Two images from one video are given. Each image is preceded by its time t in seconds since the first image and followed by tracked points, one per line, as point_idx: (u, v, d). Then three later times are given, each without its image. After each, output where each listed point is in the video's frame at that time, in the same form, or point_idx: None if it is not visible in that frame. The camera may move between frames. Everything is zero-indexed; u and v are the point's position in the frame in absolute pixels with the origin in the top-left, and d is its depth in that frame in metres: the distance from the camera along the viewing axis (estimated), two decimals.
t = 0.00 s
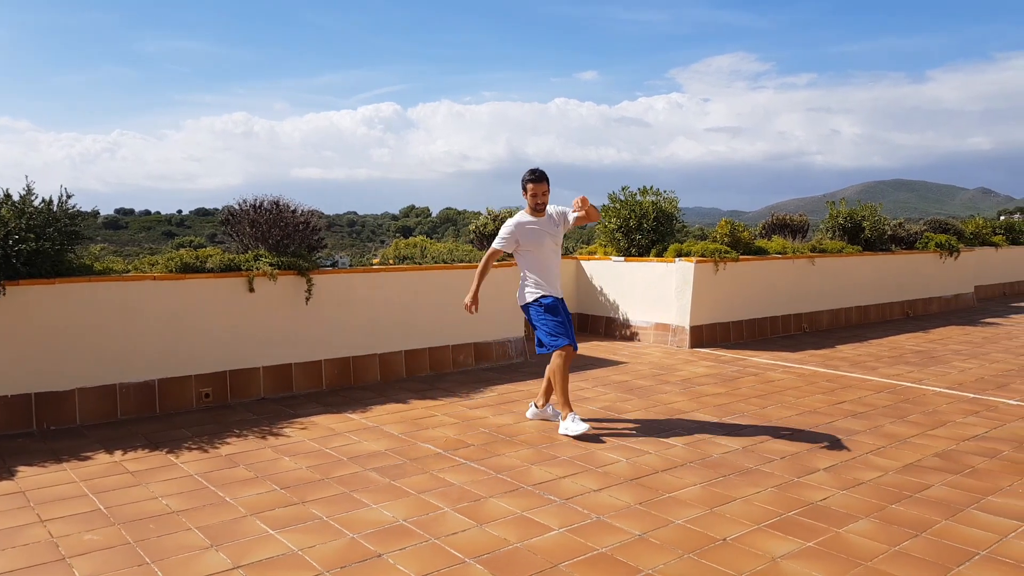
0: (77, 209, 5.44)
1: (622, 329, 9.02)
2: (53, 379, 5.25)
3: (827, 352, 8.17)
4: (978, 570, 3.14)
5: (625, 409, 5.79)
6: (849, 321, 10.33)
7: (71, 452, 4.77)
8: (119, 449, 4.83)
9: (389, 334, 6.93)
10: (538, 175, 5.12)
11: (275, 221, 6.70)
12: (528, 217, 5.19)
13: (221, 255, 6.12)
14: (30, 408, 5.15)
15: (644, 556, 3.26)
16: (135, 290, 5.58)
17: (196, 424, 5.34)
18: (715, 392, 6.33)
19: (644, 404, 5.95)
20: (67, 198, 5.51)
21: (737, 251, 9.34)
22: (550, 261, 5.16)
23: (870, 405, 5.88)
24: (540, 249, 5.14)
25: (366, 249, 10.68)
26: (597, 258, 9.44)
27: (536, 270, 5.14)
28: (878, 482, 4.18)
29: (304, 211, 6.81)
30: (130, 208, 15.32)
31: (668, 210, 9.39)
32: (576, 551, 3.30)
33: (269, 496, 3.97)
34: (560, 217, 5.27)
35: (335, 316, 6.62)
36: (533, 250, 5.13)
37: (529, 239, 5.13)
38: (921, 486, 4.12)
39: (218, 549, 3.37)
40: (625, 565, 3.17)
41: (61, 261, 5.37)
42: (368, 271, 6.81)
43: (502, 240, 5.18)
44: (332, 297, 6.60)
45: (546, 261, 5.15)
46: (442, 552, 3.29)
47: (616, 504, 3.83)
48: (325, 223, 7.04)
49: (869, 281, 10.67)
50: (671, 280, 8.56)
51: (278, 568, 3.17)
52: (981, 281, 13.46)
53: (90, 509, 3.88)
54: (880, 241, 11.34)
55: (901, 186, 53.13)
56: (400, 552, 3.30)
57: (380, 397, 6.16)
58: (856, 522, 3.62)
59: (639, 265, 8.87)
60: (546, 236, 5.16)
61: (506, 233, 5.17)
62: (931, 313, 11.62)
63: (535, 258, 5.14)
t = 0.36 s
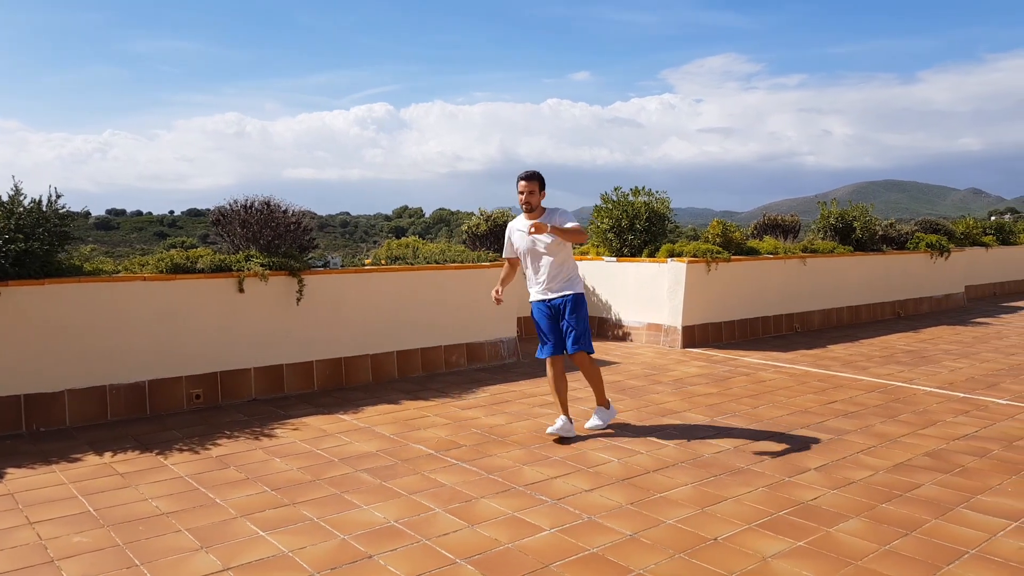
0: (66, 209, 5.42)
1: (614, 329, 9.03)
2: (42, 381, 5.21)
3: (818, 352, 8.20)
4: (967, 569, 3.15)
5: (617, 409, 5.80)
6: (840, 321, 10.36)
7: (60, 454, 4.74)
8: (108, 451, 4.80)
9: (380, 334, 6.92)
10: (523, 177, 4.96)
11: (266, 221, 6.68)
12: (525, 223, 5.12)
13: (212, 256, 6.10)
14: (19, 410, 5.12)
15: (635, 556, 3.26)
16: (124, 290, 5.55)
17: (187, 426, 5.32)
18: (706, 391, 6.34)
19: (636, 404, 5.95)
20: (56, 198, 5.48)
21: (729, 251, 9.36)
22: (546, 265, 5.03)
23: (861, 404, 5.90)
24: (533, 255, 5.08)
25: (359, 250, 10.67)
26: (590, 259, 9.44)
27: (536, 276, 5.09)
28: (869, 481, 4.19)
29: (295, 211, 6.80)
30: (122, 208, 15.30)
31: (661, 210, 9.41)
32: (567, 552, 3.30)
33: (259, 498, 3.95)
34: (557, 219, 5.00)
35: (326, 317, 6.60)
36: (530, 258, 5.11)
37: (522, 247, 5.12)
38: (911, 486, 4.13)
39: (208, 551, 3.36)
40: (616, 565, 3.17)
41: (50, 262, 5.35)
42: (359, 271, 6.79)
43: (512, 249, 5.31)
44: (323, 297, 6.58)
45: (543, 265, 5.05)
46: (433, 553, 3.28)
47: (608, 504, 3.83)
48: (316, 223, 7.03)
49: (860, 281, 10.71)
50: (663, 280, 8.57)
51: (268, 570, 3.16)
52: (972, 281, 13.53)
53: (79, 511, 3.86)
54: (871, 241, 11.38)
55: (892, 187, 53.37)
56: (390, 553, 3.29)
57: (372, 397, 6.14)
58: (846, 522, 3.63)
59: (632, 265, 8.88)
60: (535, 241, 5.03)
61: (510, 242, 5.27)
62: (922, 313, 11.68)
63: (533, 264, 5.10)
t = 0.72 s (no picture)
0: (57, 208, 5.37)
1: (609, 329, 9.01)
2: (32, 382, 5.16)
3: (813, 352, 8.20)
4: (964, 570, 3.14)
5: (612, 409, 5.77)
6: (834, 320, 10.36)
7: (50, 455, 4.69)
8: (99, 452, 4.76)
9: (374, 334, 6.89)
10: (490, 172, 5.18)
11: (259, 221, 6.64)
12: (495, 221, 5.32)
13: (204, 255, 6.07)
14: (9, 411, 5.07)
15: (630, 557, 3.24)
16: (116, 290, 5.51)
17: (179, 427, 5.28)
18: (701, 391, 6.32)
19: (631, 404, 5.93)
20: (47, 198, 5.44)
21: (723, 251, 9.36)
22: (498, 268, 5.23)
23: (857, 404, 5.89)
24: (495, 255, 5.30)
25: (353, 250, 10.64)
26: (584, 259, 9.42)
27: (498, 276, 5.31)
28: (865, 482, 4.18)
29: (288, 211, 6.75)
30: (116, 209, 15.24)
31: (655, 211, 9.40)
32: (562, 553, 3.27)
33: (252, 499, 3.92)
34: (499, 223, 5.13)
35: (320, 317, 6.56)
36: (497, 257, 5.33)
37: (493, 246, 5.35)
38: (907, 486, 4.12)
39: (199, 553, 3.32)
40: (612, 567, 3.14)
41: (41, 261, 5.30)
42: (353, 271, 6.76)
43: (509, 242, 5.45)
44: (317, 298, 6.55)
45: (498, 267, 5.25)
46: (427, 555, 3.26)
47: (603, 505, 3.81)
48: (309, 223, 6.99)
49: (854, 280, 10.71)
50: (658, 280, 8.56)
51: (260, 572, 3.12)
52: (965, 281, 13.56)
53: (69, 513, 3.81)
54: (866, 240, 11.39)
55: (886, 187, 53.54)
56: (384, 554, 3.26)
57: (366, 398, 6.11)
58: (842, 522, 3.62)
59: (626, 265, 8.86)
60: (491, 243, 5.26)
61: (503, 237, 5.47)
62: (916, 313, 11.69)
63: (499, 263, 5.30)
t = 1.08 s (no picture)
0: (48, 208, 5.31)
1: (606, 329, 8.95)
2: (22, 384, 5.09)
3: (811, 353, 8.15)
4: None
5: (610, 411, 5.71)
6: (832, 321, 10.32)
7: (40, 458, 4.62)
8: (90, 455, 4.68)
9: (370, 335, 6.82)
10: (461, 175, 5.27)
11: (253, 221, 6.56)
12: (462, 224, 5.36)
13: (197, 256, 5.99)
14: None
15: (630, 563, 3.18)
16: (108, 291, 5.43)
17: (172, 429, 5.21)
18: (700, 393, 6.26)
19: (629, 406, 5.87)
20: (38, 197, 5.36)
21: (721, 252, 9.30)
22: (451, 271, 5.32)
23: (857, 406, 5.84)
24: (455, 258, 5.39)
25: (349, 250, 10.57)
26: (581, 259, 9.37)
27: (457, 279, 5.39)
28: (866, 485, 4.13)
29: (282, 211, 6.67)
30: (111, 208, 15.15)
31: (653, 211, 9.35)
32: (561, 559, 3.21)
33: (244, 504, 3.85)
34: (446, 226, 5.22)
35: (315, 318, 6.49)
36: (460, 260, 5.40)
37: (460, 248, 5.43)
38: (910, 489, 4.07)
39: (190, 559, 3.25)
40: (611, 574, 3.09)
41: (32, 262, 5.23)
42: (348, 272, 6.69)
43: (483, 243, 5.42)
44: (312, 298, 6.48)
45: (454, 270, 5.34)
46: (423, 561, 3.19)
47: (602, 509, 3.75)
48: (304, 223, 6.91)
49: (852, 281, 10.67)
50: (656, 280, 8.50)
51: None
52: (963, 281, 13.53)
53: (58, 518, 3.74)
54: (863, 241, 11.35)
55: (882, 187, 53.60)
56: (379, 561, 3.20)
57: (361, 400, 6.05)
58: (845, 527, 3.56)
59: (624, 265, 8.81)
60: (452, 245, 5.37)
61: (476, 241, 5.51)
62: (914, 314, 11.65)
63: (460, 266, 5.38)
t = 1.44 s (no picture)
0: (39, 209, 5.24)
1: (604, 331, 8.89)
2: (12, 389, 5.01)
3: (811, 355, 8.08)
4: None
5: (608, 414, 5.65)
6: (832, 322, 10.25)
7: (29, 464, 4.54)
8: (81, 460, 4.61)
9: (366, 337, 6.75)
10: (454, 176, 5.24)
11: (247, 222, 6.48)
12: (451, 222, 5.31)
13: (191, 258, 5.91)
14: None
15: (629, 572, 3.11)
16: (99, 294, 5.35)
17: (164, 433, 5.13)
18: (699, 396, 6.20)
19: (627, 409, 5.80)
20: (28, 198, 5.28)
21: (720, 253, 9.24)
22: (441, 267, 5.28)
23: (857, 409, 5.77)
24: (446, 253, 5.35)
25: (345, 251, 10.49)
26: (579, 260, 9.30)
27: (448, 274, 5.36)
28: (869, 491, 4.06)
29: (277, 212, 6.59)
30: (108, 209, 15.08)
31: (652, 211, 9.27)
32: (558, 568, 3.14)
33: (236, 511, 3.78)
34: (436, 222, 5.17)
35: (310, 321, 6.42)
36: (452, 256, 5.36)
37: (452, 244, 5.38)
38: (913, 495, 4.01)
39: (179, 569, 3.18)
40: None
41: (22, 263, 5.16)
42: (343, 274, 6.62)
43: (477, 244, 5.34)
44: (306, 301, 6.40)
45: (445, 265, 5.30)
46: (417, 571, 3.12)
47: (600, 516, 3.68)
48: (300, 224, 6.82)
49: (852, 282, 10.60)
50: (654, 282, 8.43)
51: None
52: (963, 281, 13.47)
53: (45, 525, 3.66)
54: (863, 242, 11.29)
55: (880, 188, 53.59)
56: (372, 570, 3.12)
57: (356, 403, 5.98)
58: (848, 534, 3.50)
59: (622, 266, 8.74)
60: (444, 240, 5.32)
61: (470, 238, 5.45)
62: (914, 315, 11.59)
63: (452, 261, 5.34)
